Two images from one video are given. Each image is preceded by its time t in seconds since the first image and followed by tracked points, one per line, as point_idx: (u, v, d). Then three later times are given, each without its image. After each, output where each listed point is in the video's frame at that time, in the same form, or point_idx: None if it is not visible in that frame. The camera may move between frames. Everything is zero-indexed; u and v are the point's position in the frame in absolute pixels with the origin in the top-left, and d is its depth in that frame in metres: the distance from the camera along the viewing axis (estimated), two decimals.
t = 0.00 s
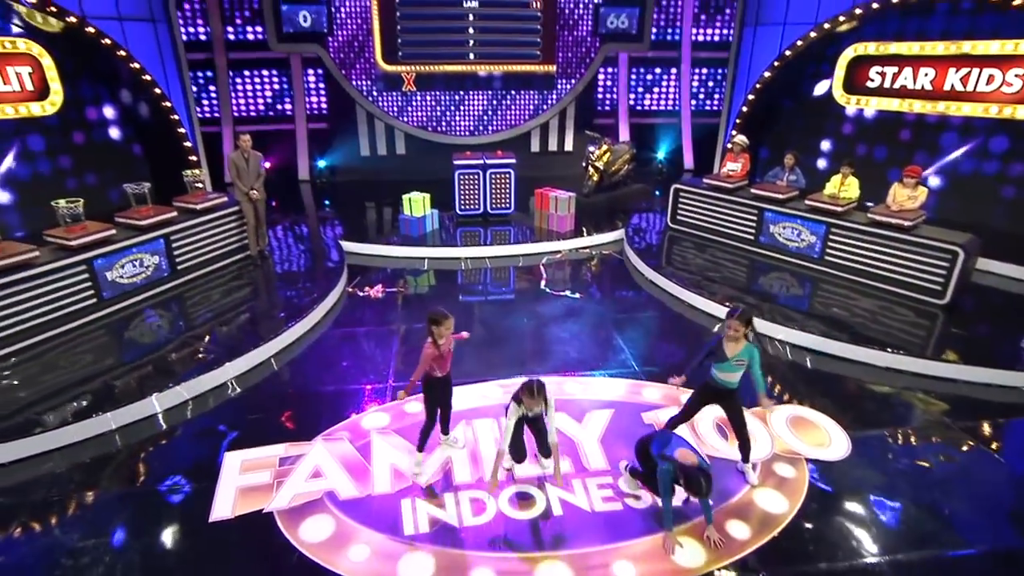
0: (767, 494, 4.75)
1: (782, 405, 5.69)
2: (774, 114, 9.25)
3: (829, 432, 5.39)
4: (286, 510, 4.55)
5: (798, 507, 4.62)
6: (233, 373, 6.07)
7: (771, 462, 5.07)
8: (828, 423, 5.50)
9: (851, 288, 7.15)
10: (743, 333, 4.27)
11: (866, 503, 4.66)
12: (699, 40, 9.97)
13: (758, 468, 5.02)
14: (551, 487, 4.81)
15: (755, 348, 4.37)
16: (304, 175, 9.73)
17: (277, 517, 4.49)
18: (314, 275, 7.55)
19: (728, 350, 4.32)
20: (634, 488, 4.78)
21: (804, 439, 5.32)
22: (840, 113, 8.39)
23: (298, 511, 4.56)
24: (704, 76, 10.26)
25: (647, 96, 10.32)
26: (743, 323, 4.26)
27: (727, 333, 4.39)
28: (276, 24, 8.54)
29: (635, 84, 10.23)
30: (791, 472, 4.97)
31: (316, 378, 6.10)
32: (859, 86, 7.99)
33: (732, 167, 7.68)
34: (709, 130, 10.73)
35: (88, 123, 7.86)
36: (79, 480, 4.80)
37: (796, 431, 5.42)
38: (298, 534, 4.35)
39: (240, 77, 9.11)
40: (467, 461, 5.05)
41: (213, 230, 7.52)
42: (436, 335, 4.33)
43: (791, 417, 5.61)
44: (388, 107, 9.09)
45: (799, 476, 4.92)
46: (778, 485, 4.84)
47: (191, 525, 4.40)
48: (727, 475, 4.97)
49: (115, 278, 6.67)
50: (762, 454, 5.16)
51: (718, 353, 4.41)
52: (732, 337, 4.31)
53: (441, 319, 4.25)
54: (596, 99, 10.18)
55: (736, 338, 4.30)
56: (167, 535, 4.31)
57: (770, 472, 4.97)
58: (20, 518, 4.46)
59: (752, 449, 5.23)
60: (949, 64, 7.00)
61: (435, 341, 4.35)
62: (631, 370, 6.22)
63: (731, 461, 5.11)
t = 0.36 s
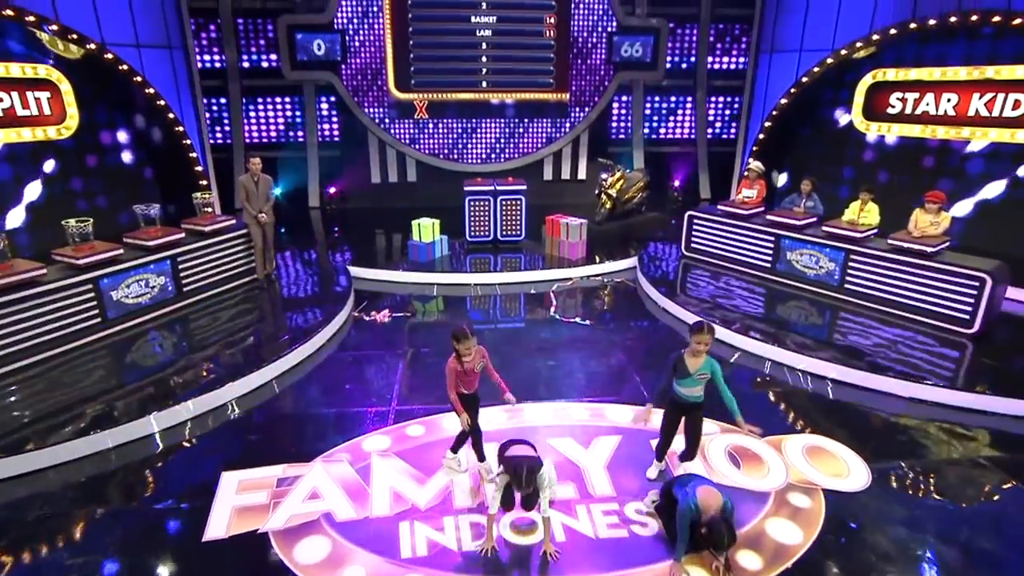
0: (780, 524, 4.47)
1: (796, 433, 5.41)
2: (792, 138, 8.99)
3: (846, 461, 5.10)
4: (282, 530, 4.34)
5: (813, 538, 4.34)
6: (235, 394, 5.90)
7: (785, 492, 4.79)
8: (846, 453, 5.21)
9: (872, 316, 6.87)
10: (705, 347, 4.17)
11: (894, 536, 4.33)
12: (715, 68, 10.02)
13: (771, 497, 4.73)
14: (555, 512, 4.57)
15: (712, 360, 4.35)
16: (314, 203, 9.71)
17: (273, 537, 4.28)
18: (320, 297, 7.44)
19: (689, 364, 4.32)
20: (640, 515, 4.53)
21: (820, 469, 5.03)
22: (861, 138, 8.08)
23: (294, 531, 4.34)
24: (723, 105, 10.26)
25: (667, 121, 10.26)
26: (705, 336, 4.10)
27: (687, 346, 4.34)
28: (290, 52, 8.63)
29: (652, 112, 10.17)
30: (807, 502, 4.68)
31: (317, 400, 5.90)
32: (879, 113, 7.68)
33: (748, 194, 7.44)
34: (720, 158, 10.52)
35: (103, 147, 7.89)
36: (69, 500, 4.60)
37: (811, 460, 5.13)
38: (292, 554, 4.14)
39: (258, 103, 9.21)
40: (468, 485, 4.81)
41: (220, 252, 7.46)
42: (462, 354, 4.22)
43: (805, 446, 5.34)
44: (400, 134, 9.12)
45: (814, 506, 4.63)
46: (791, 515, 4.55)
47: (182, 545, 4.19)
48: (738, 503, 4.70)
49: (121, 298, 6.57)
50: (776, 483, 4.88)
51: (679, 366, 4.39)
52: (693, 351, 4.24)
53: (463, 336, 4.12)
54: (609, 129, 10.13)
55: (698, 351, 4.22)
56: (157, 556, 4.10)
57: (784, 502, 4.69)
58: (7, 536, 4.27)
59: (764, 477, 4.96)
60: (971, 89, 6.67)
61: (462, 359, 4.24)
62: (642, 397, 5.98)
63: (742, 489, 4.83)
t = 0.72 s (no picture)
0: (760, 516, 4.32)
1: (779, 427, 5.27)
2: (775, 134, 8.88)
3: (829, 454, 4.97)
4: (251, 529, 4.09)
5: (794, 528, 4.21)
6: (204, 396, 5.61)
7: (766, 484, 4.64)
8: (829, 446, 5.07)
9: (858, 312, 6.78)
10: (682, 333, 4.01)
11: (890, 529, 4.18)
12: (703, 66, 9.97)
13: (753, 490, 4.58)
14: (532, 508, 4.37)
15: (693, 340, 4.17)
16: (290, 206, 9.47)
17: (242, 537, 4.03)
18: (296, 296, 7.20)
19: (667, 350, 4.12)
20: (620, 509, 4.34)
21: (804, 462, 4.89)
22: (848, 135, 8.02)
23: (264, 530, 4.09)
24: (711, 104, 10.22)
25: (655, 120, 10.18)
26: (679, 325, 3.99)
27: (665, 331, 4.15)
28: (265, 49, 8.38)
29: (640, 111, 10.09)
30: (789, 494, 4.53)
31: (292, 401, 5.63)
32: (865, 109, 7.67)
33: (732, 192, 7.28)
34: (712, 159, 10.50)
35: (63, 146, 7.56)
36: (24, 506, 4.29)
37: (794, 454, 4.99)
38: (262, 553, 3.91)
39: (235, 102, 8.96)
40: (444, 482, 4.58)
41: (190, 252, 7.16)
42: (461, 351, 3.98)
43: (788, 440, 5.19)
44: (379, 134, 8.93)
45: (797, 498, 4.49)
46: (774, 507, 4.41)
47: (145, 549, 3.91)
48: (719, 496, 4.54)
49: (84, 299, 6.24)
50: (758, 476, 4.73)
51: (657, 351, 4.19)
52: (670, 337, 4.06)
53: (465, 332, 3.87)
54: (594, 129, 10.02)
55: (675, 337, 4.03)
56: (118, 560, 3.82)
57: (766, 494, 4.54)
58: None
59: (747, 470, 4.81)
60: (957, 85, 6.69)
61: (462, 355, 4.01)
62: (630, 394, 5.81)
63: (723, 482, 4.68)
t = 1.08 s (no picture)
0: (740, 497, 4.19)
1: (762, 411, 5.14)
2: (764, 118, 8.84)
3: (813, 437, 4.84)
4: (220, 518, 3.87)
5: (776, 508, 4.08)
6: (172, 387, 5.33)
7: (747, 467, 4.50)
8: (814, 430, 4.94)
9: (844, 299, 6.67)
10: (674, 385, 3.47)
11: (888, 509, 4.07)
12: (690, 52, 9.82)
13: (734, 473, 4.44)
14: (510, 494, 4.19)
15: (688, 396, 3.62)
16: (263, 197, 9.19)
17: (209, 526, 3.81)
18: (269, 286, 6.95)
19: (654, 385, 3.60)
20: (600, 492, 4.19)
21: (787, 445, 4.75)
22: (840, 123, 7.93)
23: (233, 518, 3.88)
24: (698, 91, 10.09)
25: (642, 112, 10.04)
26: (674, 378, 3.43)
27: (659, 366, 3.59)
28: (236, 33, 8.21)
29: (626, 101, 9.93)
30: (770, 477, 4.40)
31: (266, 392, 5.36)
32: (853, 94, 7.58)
33: (719, 177, 7.19)
34: (698, 149, 10.36)
35: (20, 133, 7.18)
36: None
37: (778, 437, 4.85)
38: (231, 541, 3.69)
39: (205, 92, 8.67)
40: (421, 468, 4.38)
41: (157, 241, 6.84)
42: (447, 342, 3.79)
43: (771, 424, 5.06)
44: (359, 122, 8.67)
45: (778, 479, 4.36)
46: (755, 488, 4.28)
47: (103, 544, 3.64)
48: (699, 478, 4.41)
49: (43, 290, 5.92)
50: (740, 459, 4.59)
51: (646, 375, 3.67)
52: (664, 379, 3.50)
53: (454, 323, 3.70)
54: (579, 119, 9.85)
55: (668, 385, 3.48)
56: (73, 555, 3.54)
57: (747, 476, 4.40)
58: None
59: (728, 453, 4.68)
60: (946, 69, 6.68)
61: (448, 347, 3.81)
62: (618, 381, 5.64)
63: (704, 465, 4.54)
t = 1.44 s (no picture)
0: (736, 481, 3.98)
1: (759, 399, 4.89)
2: (770, 112, 8.86)
3: (813, 425, 4.60)
4: (196, 506, 3.62)
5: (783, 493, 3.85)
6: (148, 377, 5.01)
7: (744, 454, 4.26)
8: (815, 418, 4.70)
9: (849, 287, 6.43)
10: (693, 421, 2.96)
11: (910, 496, 3.84)
12: (692, 35, 9.52)
13: (729, 459, 4.20)
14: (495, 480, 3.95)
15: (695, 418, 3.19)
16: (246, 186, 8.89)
17: (185, 513, 3.56)
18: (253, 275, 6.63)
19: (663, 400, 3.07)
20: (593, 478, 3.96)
21: (786, 432, 4.51)
22: (848, 108, 7.76)
23: (210, 505, 3.64)
24: (699, 78, 9.73)
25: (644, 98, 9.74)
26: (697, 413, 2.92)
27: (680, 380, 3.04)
28: (217, 15, 7.98)
29: (625, 87, 9.62)
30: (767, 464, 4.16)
31: (250, 381, 5.04)
32: (863, 77, 7.45)
33: (719, 164, 6.99)
34: (700, 136, 10.02)
35: None
36: None
37: (776, 425, 4.62)
38: (207, 529, 3.45)
39: (187, 77, 8.36)
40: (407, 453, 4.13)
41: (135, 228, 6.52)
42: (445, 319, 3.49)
43: (770, 412, 4.82)
44: (352, 112, 8.46)
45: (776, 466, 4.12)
46: (752, 475, 4.04)
47: (66, 540, 3.33)
48: (695, 463, 4.17)
49: (12, 278, 5.57)
50: (736, 446, 4.35)
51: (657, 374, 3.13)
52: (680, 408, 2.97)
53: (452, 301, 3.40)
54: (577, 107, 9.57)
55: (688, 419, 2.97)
56: (33, 554, 3.24)
57: (744, 463, 4.16)
58: None
59: (726, 440, 4.44)
60: (958, 49, 6.47)
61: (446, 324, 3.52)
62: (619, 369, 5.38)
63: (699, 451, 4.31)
